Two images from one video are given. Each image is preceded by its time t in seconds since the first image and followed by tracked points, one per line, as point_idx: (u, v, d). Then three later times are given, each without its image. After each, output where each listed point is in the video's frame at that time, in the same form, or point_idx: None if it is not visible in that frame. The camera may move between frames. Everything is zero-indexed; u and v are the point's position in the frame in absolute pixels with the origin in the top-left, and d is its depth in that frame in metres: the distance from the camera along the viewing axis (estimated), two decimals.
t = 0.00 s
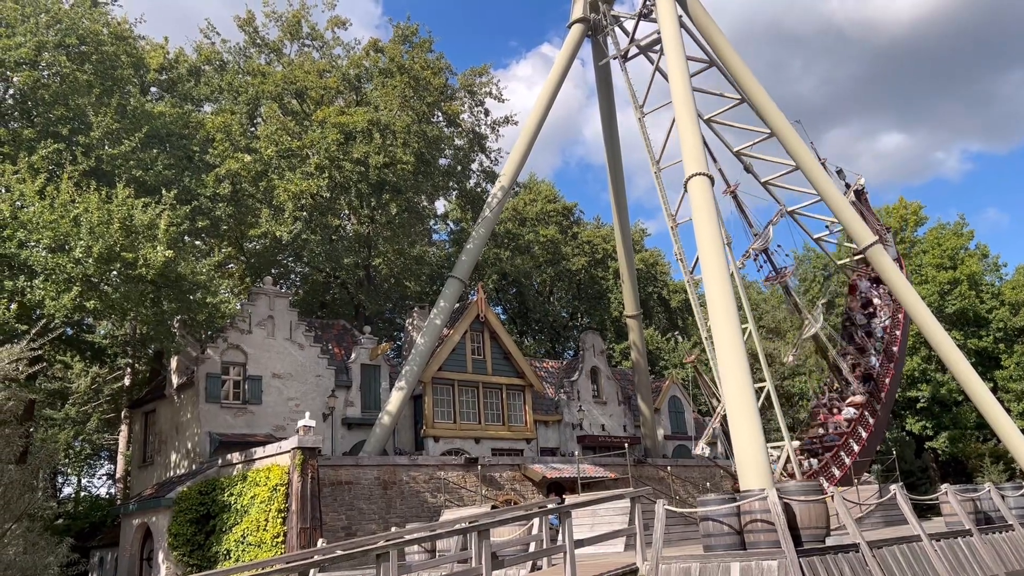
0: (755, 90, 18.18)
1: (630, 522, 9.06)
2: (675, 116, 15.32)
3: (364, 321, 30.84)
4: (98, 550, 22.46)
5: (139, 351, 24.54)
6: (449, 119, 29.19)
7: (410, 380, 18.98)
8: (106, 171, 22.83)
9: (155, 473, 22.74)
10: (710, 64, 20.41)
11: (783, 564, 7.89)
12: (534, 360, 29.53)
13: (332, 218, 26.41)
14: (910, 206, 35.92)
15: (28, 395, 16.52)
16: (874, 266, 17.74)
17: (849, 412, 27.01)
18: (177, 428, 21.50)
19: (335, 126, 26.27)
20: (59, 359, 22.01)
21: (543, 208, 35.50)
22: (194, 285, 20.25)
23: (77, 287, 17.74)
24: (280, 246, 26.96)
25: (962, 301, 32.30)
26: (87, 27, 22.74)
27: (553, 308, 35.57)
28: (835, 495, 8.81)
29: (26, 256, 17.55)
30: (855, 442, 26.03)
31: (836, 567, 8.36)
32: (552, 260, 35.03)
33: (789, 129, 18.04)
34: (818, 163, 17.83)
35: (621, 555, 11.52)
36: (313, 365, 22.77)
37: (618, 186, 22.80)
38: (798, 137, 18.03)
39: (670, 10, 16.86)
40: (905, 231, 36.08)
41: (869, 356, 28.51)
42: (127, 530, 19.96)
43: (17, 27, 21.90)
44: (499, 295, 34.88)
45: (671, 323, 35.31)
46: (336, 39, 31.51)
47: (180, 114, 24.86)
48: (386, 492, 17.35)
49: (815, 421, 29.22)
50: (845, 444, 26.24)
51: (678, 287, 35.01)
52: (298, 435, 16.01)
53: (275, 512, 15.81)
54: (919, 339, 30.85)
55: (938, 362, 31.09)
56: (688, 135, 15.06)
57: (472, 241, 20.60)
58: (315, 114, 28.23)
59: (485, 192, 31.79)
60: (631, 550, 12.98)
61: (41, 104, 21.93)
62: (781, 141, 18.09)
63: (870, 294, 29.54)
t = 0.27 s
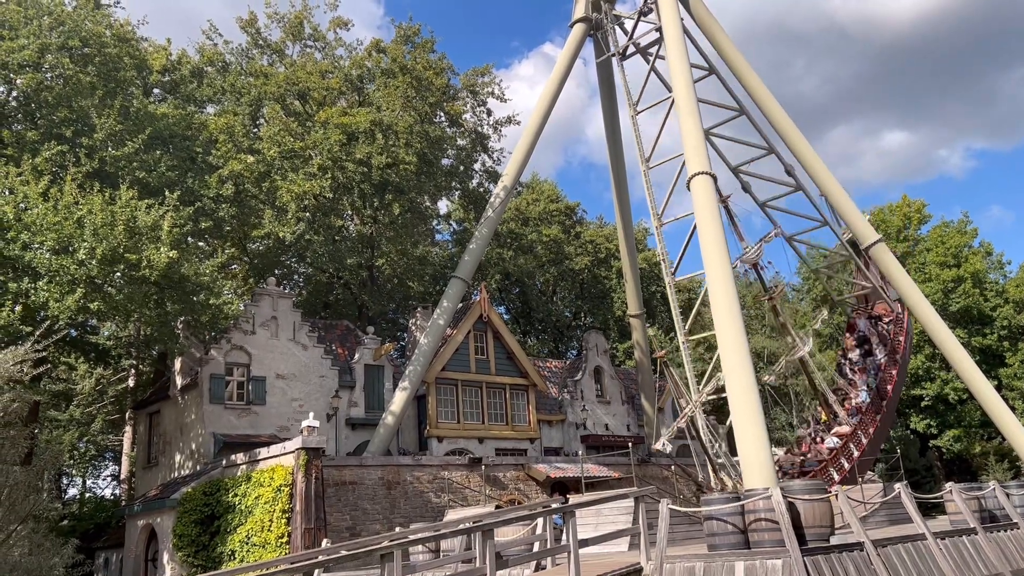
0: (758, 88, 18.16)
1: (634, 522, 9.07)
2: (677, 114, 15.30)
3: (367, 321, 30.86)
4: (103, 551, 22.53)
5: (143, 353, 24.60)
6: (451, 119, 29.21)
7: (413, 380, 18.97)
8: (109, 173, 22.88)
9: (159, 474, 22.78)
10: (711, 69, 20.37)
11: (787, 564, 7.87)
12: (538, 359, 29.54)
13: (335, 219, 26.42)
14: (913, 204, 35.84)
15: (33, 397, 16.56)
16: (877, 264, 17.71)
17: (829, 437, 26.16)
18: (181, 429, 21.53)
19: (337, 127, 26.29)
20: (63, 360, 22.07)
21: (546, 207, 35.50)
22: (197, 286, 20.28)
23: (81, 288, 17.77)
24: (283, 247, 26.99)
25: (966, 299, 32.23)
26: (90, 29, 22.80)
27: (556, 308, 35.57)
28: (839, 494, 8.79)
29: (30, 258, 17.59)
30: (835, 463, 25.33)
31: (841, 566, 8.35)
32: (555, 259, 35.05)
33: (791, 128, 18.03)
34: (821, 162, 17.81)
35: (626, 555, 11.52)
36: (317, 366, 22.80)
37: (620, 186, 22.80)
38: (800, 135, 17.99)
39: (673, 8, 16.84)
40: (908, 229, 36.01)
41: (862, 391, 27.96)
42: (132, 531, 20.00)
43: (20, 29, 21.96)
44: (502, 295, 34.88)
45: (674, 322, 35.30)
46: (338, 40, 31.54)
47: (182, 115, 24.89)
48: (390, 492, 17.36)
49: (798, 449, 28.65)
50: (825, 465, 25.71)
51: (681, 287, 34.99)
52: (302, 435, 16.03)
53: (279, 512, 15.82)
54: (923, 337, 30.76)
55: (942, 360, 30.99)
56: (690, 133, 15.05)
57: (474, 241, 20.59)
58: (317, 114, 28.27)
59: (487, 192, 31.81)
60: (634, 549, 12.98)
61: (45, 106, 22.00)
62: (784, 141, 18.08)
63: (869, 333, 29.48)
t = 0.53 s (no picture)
0: (760, 84, 18.12)
1: (641, 520, 9.08)
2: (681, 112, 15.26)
3: (372, 322, 30.89)
4: (111, 553, 22.63)
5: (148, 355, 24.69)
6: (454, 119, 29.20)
7: (418, 380, 18.97)
8: (114, 176, 22.93)
9: (165, 476, 22.84)
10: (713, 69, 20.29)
11: (794, 561, 7.86)
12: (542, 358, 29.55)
13: (338, 220, 26.44)
14: (917, 200, 35.73)
15: (39, 399, 16.62)
16: (882, 261, 17.65)
17: (803, 466, 25.97)
18: (187, 430, 21.59)
19: (340, 128, 26.30)
20: (69, 363, 22.13)
21: (549, 206, 35.50)
22: (202, 288, 20.31)
23: (86, 291, 17.82)
24: (287, 248, 27.03)
25: (971, 295, 32.15)
26: (93, 32, 22.86)
27: (561, 307, 35.57)
28: (845, 490, 8.78)
29: (36, 262, 17.65)
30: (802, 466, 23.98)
31: (847, 563, 8.33)
32: (559, 258, 35.04)
33: (794, 125, 18.00)
34: (825, 159, 17.78)
35: (633, 553, 11.51)
36: (322, 366, 22.86)
37: (624, 184, 22.77)
38: (803, 133, 17.95)
39: (675, 5, 16.81)
40: (913, 225, 35.92)
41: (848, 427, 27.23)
42: (139, 532, 20.06)
43: (24, 34, 22.04)
44: (506, 295, 34.90)
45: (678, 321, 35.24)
46: (341, 41, 31.56)
47: (185, 118, 25.00)
48: (396, 492, 17.38)
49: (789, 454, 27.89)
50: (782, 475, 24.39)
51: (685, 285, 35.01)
52: (307, 436, 16.04)
53: (286, 513, 15.84)
54: (928, 333, 30.63)
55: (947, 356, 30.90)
56: (694, 131, 15.02)
57: (478, 241, 20.55)
58: (320, 115, 28.31)
59: (491, 192, 31.82)
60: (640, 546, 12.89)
61: (49, 110, 22.06)
62: (787, 138, 18.04)
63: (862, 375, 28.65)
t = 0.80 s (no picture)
0: (763, 79, 18.08)
1: (649, 517, 9.08)
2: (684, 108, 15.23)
3: (378, 322, 30.93)
4: (121, 556, 22.73)
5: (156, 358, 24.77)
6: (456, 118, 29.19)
7: (425, 380, 18.97)
8: (118, 180, 23.01)
9: (174, 479, 22.90)
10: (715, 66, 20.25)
11: (803, 556, 7.86)
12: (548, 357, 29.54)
13: (343, 221, 26.46)
14: (923, 193, 35.58)
15: (47, 404, 16.70)
16: (888, 255, 17.58)
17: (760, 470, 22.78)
18: (195, 433, 21.64)
19: (343, 129, 26.34)
20: (77, 367, 22.22)
21: (553, 205, 35.48)
22: (208, 291, 20.36)
23: (92, 296, 17.89)
24: (292, 250, 27.07)
25: (978, 288, 32.01)
26: (96, 37, 22.95)
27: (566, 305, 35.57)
28: (854, 485, 8.75)
29: (42, 267, 17.72)
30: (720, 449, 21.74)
31: (857, 558, 8.31)
32: (564, 257, 35.03)
33: (798, 120, 17.95)
34: (829, 153, 17.72)
35: (642, 550, 11.48)
36: (328, 367, 22.88)
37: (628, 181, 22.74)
38: (807, 127, 17.91)
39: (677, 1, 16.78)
40: (919, 218, 35.78)
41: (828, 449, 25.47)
42: (148, 535, 20.13)
43: (27, 39, 22.14)
44: (511, 294, 34.91)
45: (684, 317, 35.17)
46: (343, 42, 31.59)
47: (189, 121, 25.10)
48: (403, 492, 17.39)
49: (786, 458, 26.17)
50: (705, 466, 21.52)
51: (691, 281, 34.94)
52: (315, 437, 16.06)
53: (295, 514, 15.87)
54: (935, 326, 30.46)
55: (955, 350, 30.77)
56: (697, 127, 14.99)
57: (483, 240, 20.54)
58: (323, 117, 28.34)
59: (494, 190, 31.82)
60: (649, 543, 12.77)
61: (53, 115, 22.16)
62: (790, 132, 17.99)
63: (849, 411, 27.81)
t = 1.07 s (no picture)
0: (766, 73, 18.03)
1: (659, 514, 9.07)
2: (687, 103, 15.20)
3: (384, 322, 30.97)
4: (133, 560, 22.82)
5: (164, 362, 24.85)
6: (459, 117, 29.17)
7: (432, 380, 19.00)
8: (124, 185, 23.09)
9: (184, 482, 22.97)
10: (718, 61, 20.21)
11: (814, 550, 7.84)
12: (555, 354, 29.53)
13: (348, 222, 26.49)
14: (928, 184, 35.44)
15: (57, 409, 16.77)
16: (895, 247, 17.50)
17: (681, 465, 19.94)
18: (204, 436, 21.70)
19: (346, 131, 26.36)
20: (86, 372, 22.31)
21: (557, 202, 35.45)
22: (215, 294, 20.40)
23: (100, 301, 17.95)
24: (298, 252, 27.11)
25: (986, 278, 31.88)
26: (99, 43, 23.02)
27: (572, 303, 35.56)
28: (864, 478, 8.73)
29: (49, 273, 17.80)
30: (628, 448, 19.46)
31: (868, 551, 8.29)
32: (569, 254, 35.01)
33: (802, 113, 17.90)
34: (833, 146, 17.66)
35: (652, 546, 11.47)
36: (336, 369, 22.94)
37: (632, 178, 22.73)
38: (811, 120, 17.86)
39: None
40: (925, 209, 35.62)
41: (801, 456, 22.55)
42: (160, 539, 20.21)
43: (30, 47, 22.23)
44: (517, 292, 34.92)
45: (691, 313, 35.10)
46: (345, 44, 31.60)
47: (193, 125, 25.18)
48: (413, 492, 17.43)
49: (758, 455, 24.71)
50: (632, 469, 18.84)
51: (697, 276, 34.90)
52: (324, 439, 16.09)
53: (305, 515, 15.90)
54: (943, 317, 30.33)
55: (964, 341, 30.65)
56: (701, 122, 14.96)
57: (488, 239, 20.53)
58: (326, 119, 28.36)
59: (498, 189, 31.81)
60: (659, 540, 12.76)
61: (58, 121, 22.23)
62: (794, 125, 17.93)
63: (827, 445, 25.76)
